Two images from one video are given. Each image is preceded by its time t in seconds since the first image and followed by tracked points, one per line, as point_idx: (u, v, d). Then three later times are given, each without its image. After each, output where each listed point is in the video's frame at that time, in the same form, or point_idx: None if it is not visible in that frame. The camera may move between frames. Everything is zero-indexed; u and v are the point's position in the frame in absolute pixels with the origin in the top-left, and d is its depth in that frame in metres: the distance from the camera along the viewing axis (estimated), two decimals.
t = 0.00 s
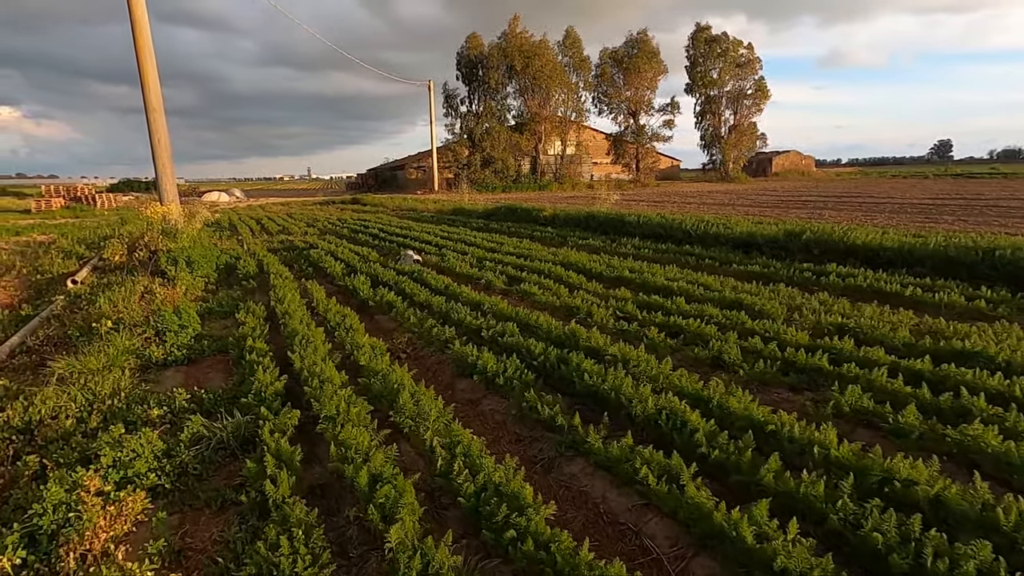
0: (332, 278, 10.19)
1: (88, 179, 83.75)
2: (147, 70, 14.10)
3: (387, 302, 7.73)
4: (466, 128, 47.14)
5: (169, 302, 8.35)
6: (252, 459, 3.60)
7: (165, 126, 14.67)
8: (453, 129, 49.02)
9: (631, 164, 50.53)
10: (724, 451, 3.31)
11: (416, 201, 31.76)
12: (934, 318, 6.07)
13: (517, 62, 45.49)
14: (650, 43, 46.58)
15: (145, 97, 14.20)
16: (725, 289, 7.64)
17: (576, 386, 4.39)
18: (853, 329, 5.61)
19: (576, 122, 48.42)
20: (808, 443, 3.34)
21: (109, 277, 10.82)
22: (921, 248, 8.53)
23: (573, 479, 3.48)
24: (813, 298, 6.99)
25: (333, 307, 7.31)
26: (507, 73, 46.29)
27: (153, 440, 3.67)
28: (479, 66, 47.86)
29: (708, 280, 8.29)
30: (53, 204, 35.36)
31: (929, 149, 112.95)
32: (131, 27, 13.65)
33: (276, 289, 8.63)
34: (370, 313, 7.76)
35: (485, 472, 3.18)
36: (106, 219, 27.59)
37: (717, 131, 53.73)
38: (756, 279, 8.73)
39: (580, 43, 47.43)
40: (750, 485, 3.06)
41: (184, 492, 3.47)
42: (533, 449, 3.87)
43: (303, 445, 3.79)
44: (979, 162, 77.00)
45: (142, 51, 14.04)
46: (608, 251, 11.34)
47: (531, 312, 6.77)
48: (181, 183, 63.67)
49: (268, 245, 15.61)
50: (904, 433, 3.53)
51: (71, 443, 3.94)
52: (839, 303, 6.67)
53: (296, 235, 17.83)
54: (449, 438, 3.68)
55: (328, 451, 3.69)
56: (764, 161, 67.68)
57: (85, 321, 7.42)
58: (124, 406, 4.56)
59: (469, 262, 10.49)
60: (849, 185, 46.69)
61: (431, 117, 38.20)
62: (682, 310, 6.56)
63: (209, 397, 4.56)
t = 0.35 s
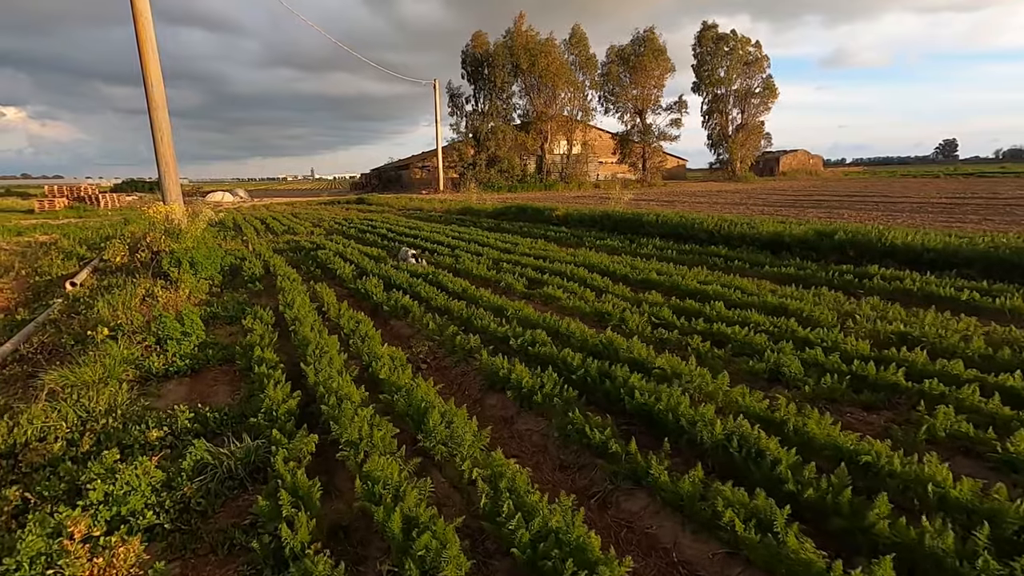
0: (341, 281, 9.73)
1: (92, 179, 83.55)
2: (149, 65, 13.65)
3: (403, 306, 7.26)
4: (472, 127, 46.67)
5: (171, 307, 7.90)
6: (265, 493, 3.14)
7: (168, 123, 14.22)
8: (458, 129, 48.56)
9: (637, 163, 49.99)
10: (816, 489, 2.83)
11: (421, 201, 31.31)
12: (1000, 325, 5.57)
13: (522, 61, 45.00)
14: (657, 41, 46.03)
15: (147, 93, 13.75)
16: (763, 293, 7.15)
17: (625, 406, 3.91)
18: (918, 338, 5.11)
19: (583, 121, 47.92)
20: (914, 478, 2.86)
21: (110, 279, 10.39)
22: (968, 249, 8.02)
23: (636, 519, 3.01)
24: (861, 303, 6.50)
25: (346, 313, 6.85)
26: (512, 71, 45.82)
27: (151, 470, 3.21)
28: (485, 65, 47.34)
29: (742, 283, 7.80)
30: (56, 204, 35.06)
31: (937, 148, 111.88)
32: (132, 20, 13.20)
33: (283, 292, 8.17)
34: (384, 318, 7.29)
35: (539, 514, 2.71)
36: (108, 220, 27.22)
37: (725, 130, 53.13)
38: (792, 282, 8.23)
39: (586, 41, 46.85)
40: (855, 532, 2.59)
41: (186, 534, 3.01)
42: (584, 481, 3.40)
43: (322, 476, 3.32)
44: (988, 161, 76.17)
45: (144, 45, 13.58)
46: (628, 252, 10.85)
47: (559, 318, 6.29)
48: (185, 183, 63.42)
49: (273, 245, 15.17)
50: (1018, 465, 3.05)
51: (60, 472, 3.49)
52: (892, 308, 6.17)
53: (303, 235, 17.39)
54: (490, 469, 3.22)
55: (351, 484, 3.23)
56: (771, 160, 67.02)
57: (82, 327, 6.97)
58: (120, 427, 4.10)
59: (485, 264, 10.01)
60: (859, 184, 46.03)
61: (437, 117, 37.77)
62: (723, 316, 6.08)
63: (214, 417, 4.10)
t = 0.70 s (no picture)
0: (353, 289, 9.28)
1: (99, 181, 83.70)
2: (154, 65, 13.26)
3: (422, 319, 6.81)
4: (479, 128, 46.24)
5: (175, 319, 7.47)
6: (282, 556, 2.68)
7: (173, 124, 13.81)
8: (465, 130, 48.13)
9: (646, 164, 49.42)
10: (946, 561, 2.35)
11: (429, 203, 30.90)
12: None
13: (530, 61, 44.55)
14: (666, 40, 45.46)
15: (152, 94, 13.36)
16: (808, 304, 6.65)
17: (689, 444, 3.44)
18: (999, 359, 4.60)
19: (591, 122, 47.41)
20: None
21: (114, 287, 9.99)
22: None
23: None
24: (920, 316, 5.98)
25: (362, 327, 6.40)
26: (519, 72, 45.35)
27: (149, 527, 2.76)
28: (492, 65, 46.87)
29: (782, 293, 7.30)
30: (62, 207, 34.84)
31: (946, 148, 110.77)
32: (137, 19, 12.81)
33: (294, 302, 7.74)
34: (401, 331, 6.84)
35: None
36: (114, 223, 26.97)
37: (734, 130, 52.49)
38: (833, 292, 7.73)
39: (594, 40, 46.29)
40: None
41: None
42: (649, 537, 2.91)
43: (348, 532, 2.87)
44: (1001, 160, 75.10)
45: (149, 45, 13.19)
46: (652, 258, 10.36)
47: (593, 333, 5.82)
48: (191, 185, 63.38)
49: (281, 250, 14.76)
50: None
51: (45, 524, 3.04)
52: (956, 323, 5.66)
53: (311, 239, 16.98)
54: (545, 526, 2.75)
55: (381, 544, 2.77)
56: (780, 161, 66.28)
57: (82, 342, 6.55)
58: (116, 465, 3.65)
59: (504, 271, 9.54)
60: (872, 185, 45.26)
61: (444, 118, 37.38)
62: (772, 332, 5.59)
63: (222, 454, 3.65)
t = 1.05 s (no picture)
0: (367, 294, 8.82)
1: (110, 183, 84.05)
2: (161, 61, 12.87)
3: (443, 326, 6.32)
4: (488, 128, 45.80)
5: (181, 326, 7.03)
6: None
7: (180, 122, 13.40)
8: (474, 129, 47.68)
9: (657, 163, 48.71)
10: None
11: (439, 204, 30.47)
12: None
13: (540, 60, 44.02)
14: (678, 38, 44.75)
15: (160, 90, 12.96)
16: (865, 310, 6.09)
17: (774, 482, 2.91)
18: None
19: (601, 121, 46.83)
20: None
21: (119, 291, 9.60)
22: None
23: None
24: (995, 324, 5.41)
25: (379, 336, 5.93)
26: (529, 71, 44.87)
27: None
28: (501, 64, 46.36)
29: (831, 298, 6.74)
30: (71, 208, 34.73)
31: (961, 146, 109.01)
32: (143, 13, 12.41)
33: (306, 307, 7.28)
34: (421, 340, 6.35)
35: None
36: (123, 225, 26.79)
37: (747, 129, 51.68)
38: (885, 296, 7.15)
39: (605, 38, 45.65)
40: None
41: None
42: None
43: None
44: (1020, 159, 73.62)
45: (156, 40, 12.81)
46: (681, 260, 9.83)
47: (634, 343, 5.30)
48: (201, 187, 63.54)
49: (291, 251, 14.34)
50: None
51: None
52: None
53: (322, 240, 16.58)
54: None
55: None
56: (793, 160, 65.33)
57: (81, 351, 6.13)
58: (107, 502, 3.18)
59: (526, 274, 9.03)
60: (890, 183, 44.27)
61: (454, 117, 36.94)
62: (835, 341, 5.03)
63: (228, 491, 3.18)
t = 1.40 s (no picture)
0: (379, 303, 8.41)
1: (121, 186, 84.58)
2: (167, 60, 12.51)
3: (463, 341, 5.89)
4: (496, 128, 45.35)
5: (185, 340, 6.64)
6: None
7: (186, 123, 13.04)
8: (482, 129, 47.25)
9: (667, 163, 48.08)
10: None
11: (447, 205, 30.05)
12: None
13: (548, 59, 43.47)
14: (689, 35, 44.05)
15: (165, 90, 12.60)
16: (921, 323, 5.60)
17: (874, 547, 2.47)
18: None
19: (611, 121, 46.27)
20: None
21: (123, 299, 9.23)
22: None
23: None
24: None
25: (396, 352, 5.52)
26: (538, 71, 44.36)
27: None
28: (510, 63, 45.88)
29: (880, 309, 6.25)
30: (80, 210, 34.61)
31: (974, 143, 107.43)
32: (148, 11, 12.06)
33: (316, 318, 6.88)
34: (440, 356, 5.92)
35: None
36: (130, 227, 26.57)
37: (759, 127, 50.92)
38: (936, 307, 6.65)
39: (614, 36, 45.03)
40: None
41: None
42: None
43: None
44: None
45: (161, 39, 12.44)
46: (707, 266, 9.36)
47: (675, 363, 4.85)
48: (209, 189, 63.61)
49: (300, 256, 13.98)
50: None
51: None
52: None
53: (330, 244, 16.21)
54: None
55: None
56: (804, 159, 64.42)
57: (78, 369, 5.74)
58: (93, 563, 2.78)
59: (545, 282, 8.59)
60: (905, 182, 43.40)
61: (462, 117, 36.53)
62: (900, 362, 4.56)
63: (232, 549, 2.77)
